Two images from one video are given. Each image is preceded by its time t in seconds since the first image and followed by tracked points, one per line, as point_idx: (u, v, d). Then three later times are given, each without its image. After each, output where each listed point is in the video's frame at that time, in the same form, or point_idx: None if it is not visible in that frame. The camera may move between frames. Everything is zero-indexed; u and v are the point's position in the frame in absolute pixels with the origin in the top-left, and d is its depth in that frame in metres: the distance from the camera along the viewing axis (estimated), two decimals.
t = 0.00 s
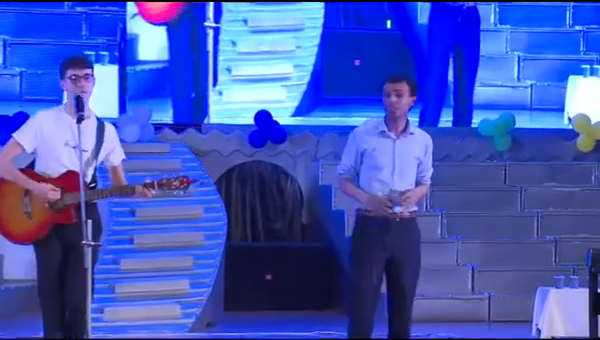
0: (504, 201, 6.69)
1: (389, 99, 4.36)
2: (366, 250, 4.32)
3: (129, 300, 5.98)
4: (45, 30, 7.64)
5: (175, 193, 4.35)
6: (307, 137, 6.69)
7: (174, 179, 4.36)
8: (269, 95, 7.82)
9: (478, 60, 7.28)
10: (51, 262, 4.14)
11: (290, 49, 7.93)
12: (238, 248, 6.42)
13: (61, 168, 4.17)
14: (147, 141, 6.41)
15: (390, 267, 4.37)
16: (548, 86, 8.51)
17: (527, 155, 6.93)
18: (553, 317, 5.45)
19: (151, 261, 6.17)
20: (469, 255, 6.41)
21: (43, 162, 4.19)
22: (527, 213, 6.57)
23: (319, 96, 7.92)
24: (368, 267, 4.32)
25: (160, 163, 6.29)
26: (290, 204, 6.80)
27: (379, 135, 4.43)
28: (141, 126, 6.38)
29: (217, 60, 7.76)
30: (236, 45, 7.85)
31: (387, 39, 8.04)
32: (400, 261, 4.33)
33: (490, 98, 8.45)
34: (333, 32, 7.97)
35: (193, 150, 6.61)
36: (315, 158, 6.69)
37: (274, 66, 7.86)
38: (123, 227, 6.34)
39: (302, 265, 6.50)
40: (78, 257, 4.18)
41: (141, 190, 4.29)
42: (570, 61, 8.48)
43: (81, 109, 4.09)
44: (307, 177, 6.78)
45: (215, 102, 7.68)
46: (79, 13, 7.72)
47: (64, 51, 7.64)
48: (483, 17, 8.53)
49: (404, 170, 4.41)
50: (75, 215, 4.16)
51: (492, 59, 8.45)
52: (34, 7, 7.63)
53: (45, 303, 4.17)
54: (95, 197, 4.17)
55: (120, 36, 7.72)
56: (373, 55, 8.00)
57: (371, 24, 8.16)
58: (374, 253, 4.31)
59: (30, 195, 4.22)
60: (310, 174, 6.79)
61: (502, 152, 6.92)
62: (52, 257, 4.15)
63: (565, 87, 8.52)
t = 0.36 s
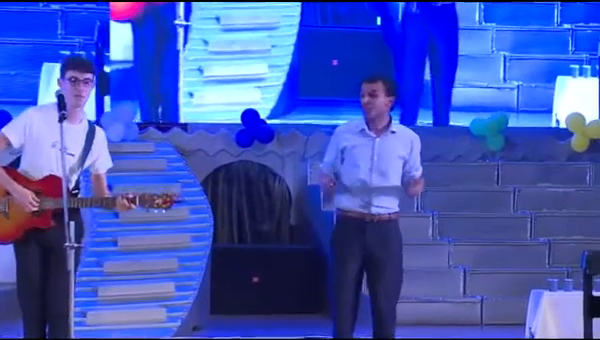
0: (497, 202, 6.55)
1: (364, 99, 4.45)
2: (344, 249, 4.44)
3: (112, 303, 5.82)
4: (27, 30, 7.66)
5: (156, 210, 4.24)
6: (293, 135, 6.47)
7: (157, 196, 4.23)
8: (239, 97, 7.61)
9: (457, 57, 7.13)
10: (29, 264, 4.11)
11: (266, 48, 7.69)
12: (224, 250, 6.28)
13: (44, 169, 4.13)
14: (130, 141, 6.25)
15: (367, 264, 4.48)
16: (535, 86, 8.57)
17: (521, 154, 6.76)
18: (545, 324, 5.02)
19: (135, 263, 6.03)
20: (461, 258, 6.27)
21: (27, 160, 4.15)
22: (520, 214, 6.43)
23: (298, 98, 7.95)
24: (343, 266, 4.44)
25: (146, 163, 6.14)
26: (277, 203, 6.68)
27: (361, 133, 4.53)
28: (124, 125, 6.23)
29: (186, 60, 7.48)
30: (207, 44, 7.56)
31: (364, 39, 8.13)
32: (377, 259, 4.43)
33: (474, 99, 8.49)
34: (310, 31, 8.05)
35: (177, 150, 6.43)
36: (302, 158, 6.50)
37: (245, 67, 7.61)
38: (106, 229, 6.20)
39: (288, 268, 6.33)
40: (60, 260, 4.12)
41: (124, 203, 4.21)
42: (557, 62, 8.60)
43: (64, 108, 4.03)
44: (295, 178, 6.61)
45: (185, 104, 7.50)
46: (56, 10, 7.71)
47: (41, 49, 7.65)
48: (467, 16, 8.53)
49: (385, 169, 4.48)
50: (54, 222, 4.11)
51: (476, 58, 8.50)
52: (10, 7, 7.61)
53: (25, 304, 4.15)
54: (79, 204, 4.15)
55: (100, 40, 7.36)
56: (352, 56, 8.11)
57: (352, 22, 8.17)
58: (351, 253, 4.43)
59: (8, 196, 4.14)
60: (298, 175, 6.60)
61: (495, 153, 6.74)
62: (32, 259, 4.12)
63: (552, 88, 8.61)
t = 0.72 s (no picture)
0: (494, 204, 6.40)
1: (351, 95, 4.39)
2: (331, 254, 4.35)
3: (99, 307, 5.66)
4: (8, 30, 7.53)
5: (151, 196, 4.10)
6: (286, 134, 6.31)
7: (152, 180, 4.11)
8: (221, 97, 7.73)
9: (442, 55, 6.96)
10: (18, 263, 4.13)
11: (246, 47, 7.90)
12: (214, 253, 6.12)
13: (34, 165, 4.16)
14: (118, 140, 6.08)
15: (356, 267, 4.40)
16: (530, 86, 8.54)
17: (519, 154, 6.58)
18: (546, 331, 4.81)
19: (122, 267, 5.85)
20: (457, 260, 6.12)
21: (16, 157, 4.18)
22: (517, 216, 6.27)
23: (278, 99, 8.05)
24: (332, 269, 4.36)
25: (134, 163, 6.00)
26: (270, 206, 6.46)
27: (347, 130, 4.47)
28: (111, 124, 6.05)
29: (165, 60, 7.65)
30: (185, 44, 7.77)
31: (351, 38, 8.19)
32: (366, 262, 4.36)
33: (464, 101, 8.40)
34: (293, 29, 8.09)
35: (166, 149, 6.27)
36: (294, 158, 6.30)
37: (232, 65, 7.81)
38: (94, 231, 6.02)
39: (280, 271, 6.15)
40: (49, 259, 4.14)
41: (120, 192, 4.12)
42: (552, 63, 8.57)
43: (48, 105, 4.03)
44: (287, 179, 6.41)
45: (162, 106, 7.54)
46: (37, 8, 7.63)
47: (21, 51, 7.37)
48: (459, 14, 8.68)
49: (373, 167, 4.41)
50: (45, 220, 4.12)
51: (469, 58, 8.48)
52: None
53: (15, 304, 4.16)
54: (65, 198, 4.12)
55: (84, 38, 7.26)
56: (334, 54, 8.15)
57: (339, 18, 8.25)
58: (339, 256, 4.35)
59: None
60: (290, 176, 6.42)
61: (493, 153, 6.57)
62: (23, 259, 4.13)
63: (548, 89, 8.56)
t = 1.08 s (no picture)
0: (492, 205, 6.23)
1: (337, 91, 4.29)
2: (323, 257, 4.23)
3: (85, 311, 5.50)
4: None
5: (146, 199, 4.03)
6: (279, 135, 6.17)
7: (147, 184, 4.05)
8: (200, 100, 7.40)
9: (429, 58, 6.87)
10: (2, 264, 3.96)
11: (225, 48, 7.62)
12: (203, 256, 5.93)
13: (22, 168, 4.00)
14: (105, 139, 5.95)
15: (348, 271, 4.27)
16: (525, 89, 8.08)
17: (518, 154, 6.44)
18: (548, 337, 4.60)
19: (108, 269, 5.70)
20: (453, 263, 5.96)
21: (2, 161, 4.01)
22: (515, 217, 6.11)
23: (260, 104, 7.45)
24: (323, 272, 4.22)
25: (122, 164, 5.86)
26: (260, 208, 6.19)
27: (338, 130, 4.37)
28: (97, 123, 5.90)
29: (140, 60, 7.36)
30: (160, 44, 7.50)
31: (337, 37, 7.49)
32: (358, 265, 4.23)
33: (457, 105, 8.01)
34: (271, 28, 7.52)
35: (153, 149, 6.12)
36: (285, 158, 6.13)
37: (210, 69, 7.51)
38: (79, 233, 5.83)
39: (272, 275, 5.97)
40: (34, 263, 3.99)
41: (109, 195, 4.00)
42: (548, 64, 8.15)
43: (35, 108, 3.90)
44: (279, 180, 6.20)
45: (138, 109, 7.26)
46: (19, 8, 7.21)
47: None
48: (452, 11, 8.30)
49: (365, 168, 4.31)
50: (32, 223, 3.98)
51: (461, 58, 8.06)
52: None
53: None
54: (55, 202, 3.97)
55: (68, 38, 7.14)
56: (319, 54, 7.47)
57: (323, 18, 7.77)
58: (331, 259, 4.22)
59: None
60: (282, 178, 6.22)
61: (490, 153, 6.44)
62: (10, 264, 3.98)
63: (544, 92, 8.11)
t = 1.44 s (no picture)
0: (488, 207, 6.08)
1: (331, 89, 4.19)
2: (317, 260, 4.13)
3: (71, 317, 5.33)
4: None
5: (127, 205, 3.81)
6: (270, 134, 5.98)
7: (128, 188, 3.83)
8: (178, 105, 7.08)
9: (420, 59, 6.66)
10: None
11: (204, 49, 7.14)
12: (191, 259, 5.76)
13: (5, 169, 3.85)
14: (92, 138, 5.79)
15: (342, 274, 4.17)
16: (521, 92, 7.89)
17: (516, 154, 6.28)
18: None
19: (94, 273, 5.54)
20: (449, 266, 5.80)
21: None
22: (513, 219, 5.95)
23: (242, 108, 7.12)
24: (318, 276, 4.13)
25: (109, 164, 5.70)
26: (251, 209, 6.03)
27: (330, 130, 4.28)
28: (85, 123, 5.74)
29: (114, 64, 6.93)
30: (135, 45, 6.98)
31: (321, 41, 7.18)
32: (353, 268, 4.13)
33: (451, 109, 7.82)
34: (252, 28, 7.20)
35: (141, 149, 5.94)
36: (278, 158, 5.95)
37: (184, 71, 7.08)
38: (65, 235, 5.69)
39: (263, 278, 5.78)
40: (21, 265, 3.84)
41: (89, 199, 3.78)
42: (545, 65, 7.91)
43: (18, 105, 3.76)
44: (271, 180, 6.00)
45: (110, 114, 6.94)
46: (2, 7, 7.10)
47: None
48: (444, 9, 7.88)
49: (359, 169, 4.24)
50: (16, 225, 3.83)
51: (454, 60, 7.86)
52: None
53: None
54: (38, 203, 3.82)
55: (53, 39, 7.13)
56: (304, 56, 7.15)
57: (307, 18, 7.35)
58: (325, 262, 4.12)
59: None
60: (273, 178, 6.01)
61: (487, 153, 6.27)
62: None
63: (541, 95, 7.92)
